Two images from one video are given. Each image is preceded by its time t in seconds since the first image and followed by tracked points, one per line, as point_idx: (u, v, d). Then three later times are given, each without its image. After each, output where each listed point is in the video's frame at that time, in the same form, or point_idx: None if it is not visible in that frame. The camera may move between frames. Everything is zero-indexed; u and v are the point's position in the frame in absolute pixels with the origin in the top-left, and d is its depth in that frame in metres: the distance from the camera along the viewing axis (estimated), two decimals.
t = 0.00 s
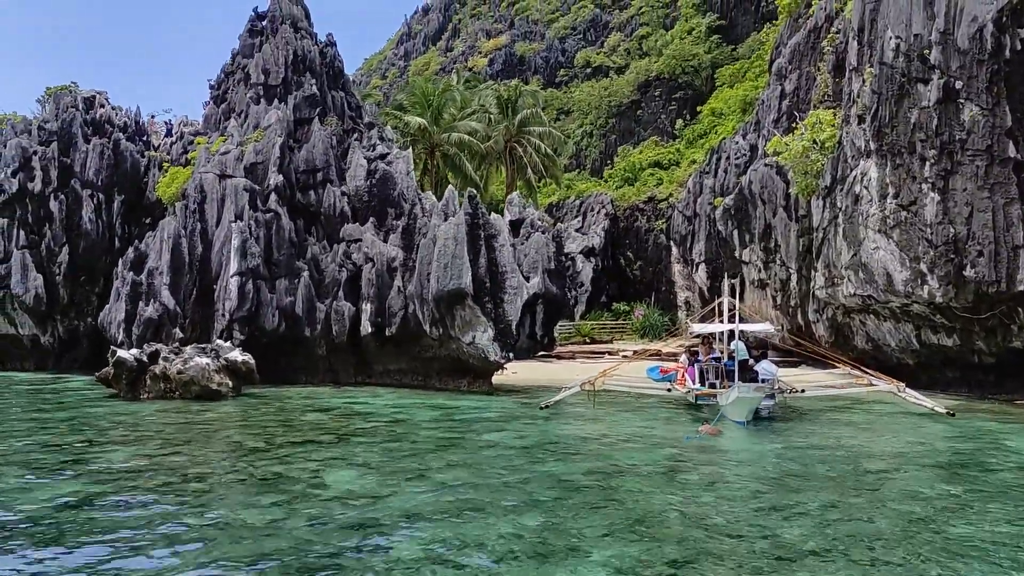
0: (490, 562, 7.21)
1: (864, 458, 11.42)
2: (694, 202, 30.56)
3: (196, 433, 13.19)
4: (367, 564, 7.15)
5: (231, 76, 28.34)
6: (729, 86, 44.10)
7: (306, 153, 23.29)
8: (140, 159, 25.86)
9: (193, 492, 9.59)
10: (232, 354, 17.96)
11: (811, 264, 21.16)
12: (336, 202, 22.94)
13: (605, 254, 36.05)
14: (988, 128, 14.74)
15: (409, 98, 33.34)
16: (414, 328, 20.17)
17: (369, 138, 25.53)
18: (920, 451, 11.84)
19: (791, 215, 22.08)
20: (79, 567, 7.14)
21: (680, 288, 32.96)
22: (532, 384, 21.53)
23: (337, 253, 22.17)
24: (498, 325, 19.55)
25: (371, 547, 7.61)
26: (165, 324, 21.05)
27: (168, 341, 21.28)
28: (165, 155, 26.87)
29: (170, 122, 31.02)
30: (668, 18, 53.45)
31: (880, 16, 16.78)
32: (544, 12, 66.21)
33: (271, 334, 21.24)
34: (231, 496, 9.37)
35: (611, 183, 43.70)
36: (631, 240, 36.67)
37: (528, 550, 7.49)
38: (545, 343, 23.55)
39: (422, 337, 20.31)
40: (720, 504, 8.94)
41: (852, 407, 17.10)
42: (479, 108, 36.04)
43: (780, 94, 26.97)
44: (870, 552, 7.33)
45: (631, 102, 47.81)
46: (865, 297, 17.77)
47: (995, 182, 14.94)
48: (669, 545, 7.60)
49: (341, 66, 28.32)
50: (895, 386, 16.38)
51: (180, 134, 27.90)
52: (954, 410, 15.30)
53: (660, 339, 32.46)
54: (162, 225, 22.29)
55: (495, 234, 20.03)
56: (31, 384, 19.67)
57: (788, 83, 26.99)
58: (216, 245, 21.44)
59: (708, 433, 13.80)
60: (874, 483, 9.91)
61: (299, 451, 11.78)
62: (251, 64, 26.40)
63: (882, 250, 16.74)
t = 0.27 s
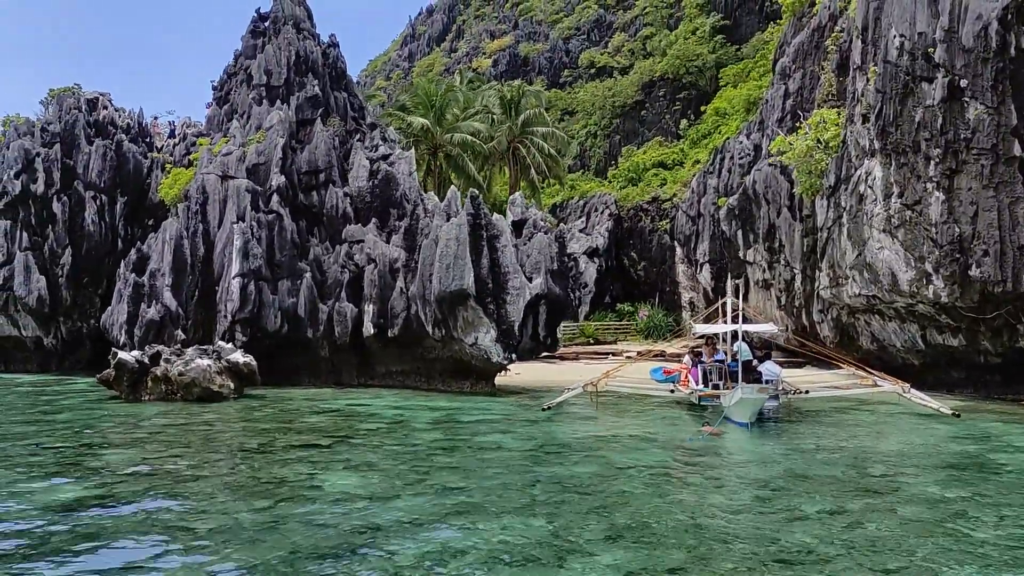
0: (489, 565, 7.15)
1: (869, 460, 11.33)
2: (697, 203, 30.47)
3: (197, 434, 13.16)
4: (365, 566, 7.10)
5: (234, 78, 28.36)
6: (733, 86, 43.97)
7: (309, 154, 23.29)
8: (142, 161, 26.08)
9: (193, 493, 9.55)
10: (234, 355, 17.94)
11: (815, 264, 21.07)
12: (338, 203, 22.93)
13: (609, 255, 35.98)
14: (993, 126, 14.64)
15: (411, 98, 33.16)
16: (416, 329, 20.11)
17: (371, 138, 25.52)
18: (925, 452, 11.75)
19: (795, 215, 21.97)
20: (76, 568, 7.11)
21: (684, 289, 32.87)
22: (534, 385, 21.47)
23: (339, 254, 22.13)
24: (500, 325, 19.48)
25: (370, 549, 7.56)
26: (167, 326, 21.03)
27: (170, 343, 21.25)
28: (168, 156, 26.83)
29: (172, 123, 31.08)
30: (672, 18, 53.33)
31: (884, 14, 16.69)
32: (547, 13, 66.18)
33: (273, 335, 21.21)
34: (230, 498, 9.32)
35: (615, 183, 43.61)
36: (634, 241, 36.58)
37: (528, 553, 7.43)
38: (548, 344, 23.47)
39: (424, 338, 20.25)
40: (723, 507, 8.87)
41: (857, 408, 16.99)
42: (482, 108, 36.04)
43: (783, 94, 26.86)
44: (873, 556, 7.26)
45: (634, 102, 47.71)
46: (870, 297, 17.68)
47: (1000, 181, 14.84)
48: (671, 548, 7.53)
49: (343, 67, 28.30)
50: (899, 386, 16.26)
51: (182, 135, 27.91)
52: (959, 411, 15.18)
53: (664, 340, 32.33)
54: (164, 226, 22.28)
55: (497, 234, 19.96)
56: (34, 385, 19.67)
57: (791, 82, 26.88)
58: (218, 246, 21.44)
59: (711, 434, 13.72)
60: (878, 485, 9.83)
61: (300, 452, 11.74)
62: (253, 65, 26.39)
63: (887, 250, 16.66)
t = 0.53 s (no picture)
0: (485, 566, 7.06)
1: (874, 461, 11.21)
2: (702, 202, 30.32)
3: (197, 434, 13.10)
4: (361, 567, 7.02)
5: (237, 77, 28.35)
6: (738, 85, 43.78)
7: (312, 154, 23.27)
8: (146, 161, 26.13)
9: (190, 493, 9.49)
10: (236, 355, 17.91)
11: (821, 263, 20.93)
12: (341, 203, 22.88)
13: (613, 254, 35.86)
14: (1000, 124, 14.48)
15: (415, 98, 33.11)
16: (419, 329, 20.03)
17: (374, 138, 25.48)
18: (932, 453, 11.60)
19: (801, 214, 21.83)
20: (68, 568, 7.06)
21: (689, 288, 32.73)
22: (537, 385, 21.40)
23: (342, 254, 22.08)
24: (504, 325, 19.39)
25: (366, 550, 7.49)
26: (170, 326, 21.02)
27: (173, 343, 21.23)
28: (172, 156, 26.83)
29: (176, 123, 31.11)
30: (678, 17, 53.14)
31: (891, 11, 16.54)
32: (552, 12, 66.03)
33: (277, 335, 21.17)
34: (227, 499, 9.25)
35: (620, 182, 43.47)
36: (639, 240, 36.46)
37: (525, 555, 7.33)
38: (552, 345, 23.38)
39: (427, 338, 20.19)
40: (724, 508, 8.77)
41: (862, 409, 16.85)
42: (487, 108, 35.98)
43: (789, 92, 26.69)
44: (876, 559, 7.14)
45: (640, 102, 47.55)
46: (876, 296, 17.53)
47: (1008, 179, 14.68)
48: (671, 551, 7.41)
49: (347, 67, 28.25)
50: (905, 387, 16.11)
51: (186, 135, 27.91)
52: (966, 411, 15.04)
53: (670, 340, 32.19)
54: (167, 226, 22.28)
55: (500, 233, 19.87)
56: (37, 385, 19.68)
57: (797, 81, 26.71)
58: (221, 246, 21.42)
59: (714, 434, 13.61)
60: (883, 486, 9.71)
61: (300, 452, 11.68)
62: (257, 65, 26.37)
63: (893, 249, 16.51)
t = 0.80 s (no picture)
0: (485, 570, 6.97)
1: (881, 462, 11.07)
2: (708, 202, 30.18)
3: (198, 435, 13.06)
4: (358, 570, 6.94)
5: (241, 79, 28.36)
6: (744, 84, 43.59)
7: (316, 155, 23.26)
8: (151, 162, 26.20)
9: (189, 495, 9.43)
10: (239, 356, 17.89)
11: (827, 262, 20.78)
12: (345, 203, 22.84)
13: (619, 255, 35.74)
14: (1008, 122, 14.33)
15: (420, 98, 33.05)
16: (424, 329, 19.97)
17: (378, 138, 25.45)
18: (940, 454, 11.46)
19: (807, 213, 21.67)
20: (63, 570, 7.00)
21: (695, 288, 32.58)
22: (541, 385, 21.32)
23: (346, 255, 22.03)
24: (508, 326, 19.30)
25: (364, 552, 7.41)
26: (174, 327, 21.03)
27: (177, 344, 21.23)
28: (177, 158, 27.03)
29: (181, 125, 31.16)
30: (684, 16, 52.97)
31: (897, 8, 16.39)
32: (558, 12, 65.92)
33: (281, 336, 21.14)
34: (225, 500, 9.18)
35: (625, 182, 43.35)
36: (645, 240, 36.33)
37: (525, 559, 7.23)
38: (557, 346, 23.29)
39: (431, 339, 20.13)
40: (729, 511, 8.65)
41: (870, 409, 16.69)
42: (491, 108, 35.92)
43: (795, 91, 26.52)
44: (882, 563, 7.01)
45: (646, 102, 47.40)
46: (883, 295, 17.37)
47: (1016, 177, 14.52)
48: (674, 554, 7.29)
49: (351, 67, 28.22)
50: (913, 387, 15.96)
51: (190, 136, 27.91)
52: (974, 411, 14.88)
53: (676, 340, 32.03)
54: (171, 227, 22.29)
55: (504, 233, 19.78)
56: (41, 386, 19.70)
57: (803, 79, 26.54)
58: (225, 247, 21.40)
59: (719, 435, 13.48)
60: (889, 488, 9.58)
61: (301, 454, 11.61)
62: (261, 66, 26.36)
63: (900, 248, 16.36)
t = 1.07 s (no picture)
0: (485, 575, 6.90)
1: (887, 465, 10.96)
2: (713, 202, 30.06)
3: (200, 438, 13.02)
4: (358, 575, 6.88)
5: (245, 80, 28.35)
6: (749, 84, 43.42)
7: (319, 156, 23.23)
8: (154, 164, 26.01)
9: (189, 498, 9.39)
10: (242, 358, 17.87)
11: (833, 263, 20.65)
12: (349, 204, 22.79)
13: (623, 255, 35.62)
14: (1016, 120, 14.19)
15: (423, 100, 33.00)
16: (427, 331, 19.91)
17: (382, 140, 25.42)
18: (947, 457, 11.34)
19: (813, 213, 21.54)
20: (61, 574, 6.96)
21: (700, 289, 32.44)
22: (545, 387, 21.23)
23: (349, 256, 21.98)
24: (511, 327, 19.21)
25: (363, 557, 7.35)
26: (177, 329, 21.02)
27: (180, 346, 21.22)
28: (180, 159, 26.55)
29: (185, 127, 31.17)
30: (688, 17, 52.82)
31: (903, 7, 16.25)
32: (562, 13, 65.84)
33: (284, 338, 21.11)
34: (225, 504, 9.13)
35: (630, 183, 43.24)
36: (650, 241, 36.21)
37: (526, 564, 7.16)
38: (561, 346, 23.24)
39: (435, 340, 20.06)
40: (732, 515, 8.56)
41: (876, 410, 16.57)
42: (495, 109, 35.88)
43: (800, 91, 26.37)
44: (888, 568, 6.92)
45: (650, 102, 47.27)
46: (889, 295, 17.24)
47: None
48: (676, 559, 7.21)
49: (355, 69, 28.18)
50: (920, 388, 15.83)
51: (195, 138, 27.74)
52: (982, 412, 14.74)
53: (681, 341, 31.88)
54: (174, 229, 22.29)
55: (507, 234, 19.71)
56: (44, 388, 19.73)
57: (808, 79, 26.39)
58: (228, 249, 21.39)
59: (724, 437, 13.38)
60: (896, 492, 9.48)
61: (302, 457, 11.56)
62: (264, 68, 26.34)
63: (906, 248, 16.23)
